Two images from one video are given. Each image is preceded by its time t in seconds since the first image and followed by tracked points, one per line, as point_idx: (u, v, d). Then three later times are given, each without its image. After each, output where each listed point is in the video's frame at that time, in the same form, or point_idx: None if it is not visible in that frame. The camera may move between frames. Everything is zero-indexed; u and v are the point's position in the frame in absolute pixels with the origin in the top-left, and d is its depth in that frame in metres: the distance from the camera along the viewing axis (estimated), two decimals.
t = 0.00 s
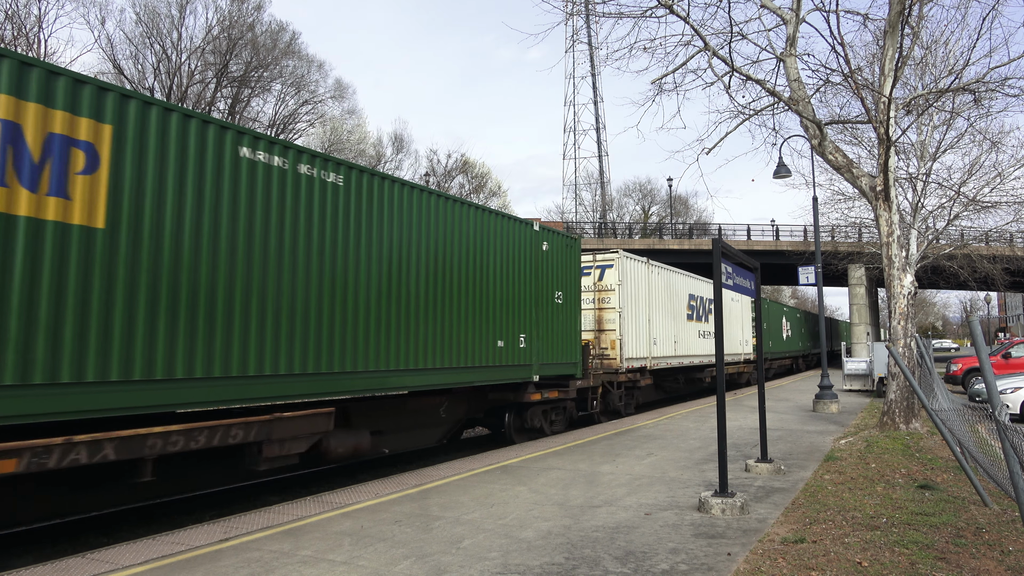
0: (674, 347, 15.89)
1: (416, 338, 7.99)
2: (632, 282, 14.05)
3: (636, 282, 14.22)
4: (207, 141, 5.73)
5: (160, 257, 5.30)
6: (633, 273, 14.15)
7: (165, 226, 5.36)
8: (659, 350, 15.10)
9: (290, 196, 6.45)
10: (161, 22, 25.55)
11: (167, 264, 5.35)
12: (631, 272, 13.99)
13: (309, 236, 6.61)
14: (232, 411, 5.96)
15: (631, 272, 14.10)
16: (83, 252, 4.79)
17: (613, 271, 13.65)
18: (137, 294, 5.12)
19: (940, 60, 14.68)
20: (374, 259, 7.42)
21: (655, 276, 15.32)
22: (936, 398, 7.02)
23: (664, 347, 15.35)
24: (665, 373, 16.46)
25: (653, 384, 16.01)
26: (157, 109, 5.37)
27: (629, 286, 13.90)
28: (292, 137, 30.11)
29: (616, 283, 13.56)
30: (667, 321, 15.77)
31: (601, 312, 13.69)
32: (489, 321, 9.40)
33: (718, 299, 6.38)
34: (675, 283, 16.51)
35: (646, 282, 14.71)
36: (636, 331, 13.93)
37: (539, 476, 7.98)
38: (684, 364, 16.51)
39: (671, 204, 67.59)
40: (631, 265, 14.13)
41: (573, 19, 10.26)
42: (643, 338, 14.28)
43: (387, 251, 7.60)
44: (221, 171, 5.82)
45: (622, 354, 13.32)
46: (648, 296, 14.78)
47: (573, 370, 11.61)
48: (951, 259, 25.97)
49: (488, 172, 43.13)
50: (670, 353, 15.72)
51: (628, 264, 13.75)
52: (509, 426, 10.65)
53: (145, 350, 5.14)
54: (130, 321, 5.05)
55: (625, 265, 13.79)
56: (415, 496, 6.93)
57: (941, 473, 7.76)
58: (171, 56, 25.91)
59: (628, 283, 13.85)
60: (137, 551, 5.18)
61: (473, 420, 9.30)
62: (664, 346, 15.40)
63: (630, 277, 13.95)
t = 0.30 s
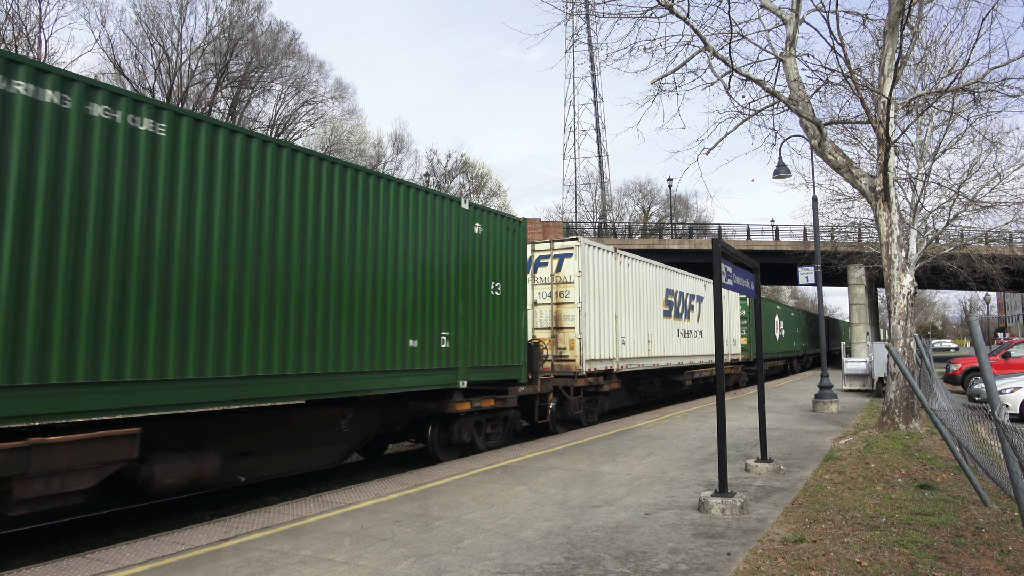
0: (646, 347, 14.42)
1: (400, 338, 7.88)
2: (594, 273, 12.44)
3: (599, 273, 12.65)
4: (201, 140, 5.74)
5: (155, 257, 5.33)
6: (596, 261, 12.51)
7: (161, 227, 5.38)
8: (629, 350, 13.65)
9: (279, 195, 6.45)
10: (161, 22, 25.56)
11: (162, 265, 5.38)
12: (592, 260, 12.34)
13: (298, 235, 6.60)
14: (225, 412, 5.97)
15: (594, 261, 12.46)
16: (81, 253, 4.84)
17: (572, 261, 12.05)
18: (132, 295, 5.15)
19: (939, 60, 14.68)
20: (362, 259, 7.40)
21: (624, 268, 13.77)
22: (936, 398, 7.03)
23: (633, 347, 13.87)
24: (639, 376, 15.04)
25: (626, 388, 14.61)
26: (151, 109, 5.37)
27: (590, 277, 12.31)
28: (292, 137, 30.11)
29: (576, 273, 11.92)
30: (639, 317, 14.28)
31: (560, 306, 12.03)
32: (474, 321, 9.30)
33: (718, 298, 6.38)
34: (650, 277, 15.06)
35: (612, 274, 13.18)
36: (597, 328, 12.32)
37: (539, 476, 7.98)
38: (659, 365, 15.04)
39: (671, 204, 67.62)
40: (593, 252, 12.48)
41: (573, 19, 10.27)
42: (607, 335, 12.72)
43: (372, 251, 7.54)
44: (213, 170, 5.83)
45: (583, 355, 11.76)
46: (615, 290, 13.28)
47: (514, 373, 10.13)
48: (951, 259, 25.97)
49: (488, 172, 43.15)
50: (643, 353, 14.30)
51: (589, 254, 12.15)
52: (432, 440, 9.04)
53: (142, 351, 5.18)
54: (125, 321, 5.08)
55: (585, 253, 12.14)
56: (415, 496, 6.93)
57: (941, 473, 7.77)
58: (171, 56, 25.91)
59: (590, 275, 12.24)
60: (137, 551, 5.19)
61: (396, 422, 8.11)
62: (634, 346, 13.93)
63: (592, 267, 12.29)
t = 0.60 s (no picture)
0: (611, 348, 12.92)
1: (397, 340, 7.70)
2: (545, 263, 10.84)
3: (551, 263, 11.05)
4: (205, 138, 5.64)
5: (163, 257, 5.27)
6: (546, 249, 10.89)
7: (166, 226, 5.31)
8: (590, 351, 12.10)
9: (280, 194, 6.35)
10: (161, 22, 25.56)
11: (168, 265, 5.32)
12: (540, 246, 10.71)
13: (298, 235, 6.50)
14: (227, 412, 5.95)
15: (544, 248, 10.87)
16: (87, 255, 4.75)
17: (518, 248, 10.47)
18: (121, 296, 4.96)
19: (940, 60, 14.67)
20: (362, 258, 7.29)
21: (585, 259, 12.21)
22: (936, 398, 7.02)
23: (596, 347, 12.33)
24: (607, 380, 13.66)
25: (592, 393, 13.23)
26: (155, 109, 5.27)
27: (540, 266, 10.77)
28: (292, 137, 30.10)
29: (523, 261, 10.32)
30: (604, 315, 12.74)
31: (503, 301, 10.49)
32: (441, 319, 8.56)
33: (718, 298, 6.38)
34: (620, 270, 13.59)
35: (569, 265, 11.64)
36: (545, 326, 10.67)
37: (539, 476, 7.98)
38: (628, 368, 13.56)
39: (671, 203, 67.63)
40: (542, 239, 10.86)
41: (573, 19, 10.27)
42: (559, 334, 11.10)
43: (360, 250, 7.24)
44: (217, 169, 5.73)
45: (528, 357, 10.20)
46: (573, 283, 11.73)
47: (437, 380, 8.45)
48: (951, 259, 25.97)
49: (488, 172, 43.17)
50: (608, 354, 12.81)
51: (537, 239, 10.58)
52: (317, 463, 7.25)
53: (150, 353, 5.12)
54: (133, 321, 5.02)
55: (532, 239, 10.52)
56: (415, 497, 6.92)
57: (941, 473, 7.76)
58: (171, 56, 25.90)
59: (538, 264, 10.62)
60: (137, 551, 5.18)
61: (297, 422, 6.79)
62: (597, 347, 12.40)
63: (539, 255, 10.66)
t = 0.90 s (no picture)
0: (562, 346, 11.46)
1: (258, 338, 6.27)
2: (474, 246, 9.27)
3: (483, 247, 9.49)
4: (183, 134, 5.66)
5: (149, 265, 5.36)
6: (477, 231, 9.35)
7: (162, 224, 5.46)
8: (535, 351, 10.62)
9: (260, 192, 6.39)
10: (161, 22, 25.56)
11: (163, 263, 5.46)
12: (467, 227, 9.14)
13: (272, 231, 6.49)
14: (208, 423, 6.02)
15: (474, 230, 9.31)
16: (98, 252, 4.99)
17: (443, 231, 8.95)
18: (127, 294, 5.17)
19: (940, 60, 14.67)
20: (248, 243, 6.23)
21: (529, 245, 10.71)
22: (936, 398, 7.02)
23: (541, 346, 10.82)
24: (566, 385, 12.44)
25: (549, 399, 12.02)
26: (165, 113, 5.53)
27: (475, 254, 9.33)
28: (292, 137, 30.09)
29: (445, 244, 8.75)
30: (553, 310, 11.24)
31: (426, 293, 9.00)
32: (318, 312, 6.99)
33: (718, 298, 6.38)
34: (575, 260, 12.18)
35: (509, 252, 10.13)
36: (474, 320, 9.16)
37: (539, 476, 7.98)
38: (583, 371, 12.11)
39: (671, 203, 67.67)
40: (473, 218, 9.31)
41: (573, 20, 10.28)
42: (493, 331, 9.60)
43: (236, 235, 6.10)
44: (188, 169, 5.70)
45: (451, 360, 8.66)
46: (512, 272, 10.15)
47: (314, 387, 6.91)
48: (951, 259, 25.97)
49: (488, 172, 43.19)
50: (559, 354, 11.34)
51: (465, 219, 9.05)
52: (136, 495, 5.67)
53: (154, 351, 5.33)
54: (117, 324, 5.09)
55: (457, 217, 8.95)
56: (415, 497, 6.93)
57: (941, 473, 7.76)
58: (171, 56, 25.89)
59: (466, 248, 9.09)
60: (137, 551, 5.18)
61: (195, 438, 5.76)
62: (545, 346, 10.93)
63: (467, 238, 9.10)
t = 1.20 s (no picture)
0: (498, 346, 9.77)
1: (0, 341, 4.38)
2: (373, 222, 7.57)
3: (387, 223, 7.76)
4: (25, 91, 4.63)
5: (76, 257, 4.85)
6: (378, 202, 7.65)
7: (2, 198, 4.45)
8: (461, 352, 8.91)
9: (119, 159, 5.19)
10: (160, 22, 25.56)
11: None
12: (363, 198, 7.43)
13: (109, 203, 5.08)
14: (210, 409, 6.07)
15: (375, 201, 7.62)
16: None
17: (334, 201, 7.27)
18: None
19: (940, 60, 14.67)
20: None
21: (453, 227, 8.98)
22: (936, 398, 7.03)
23: (468, 347, 9.09)
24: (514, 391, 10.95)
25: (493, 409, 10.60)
26: (33, 75, 4.68)
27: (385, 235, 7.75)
28: (292, 137, 30.09)
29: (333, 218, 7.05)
30: (485, 304, 9.55)
31: (313, 280, 7.28)
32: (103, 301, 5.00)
33: (718, 298, 6.39)
34: (520, 247, 10.56)
35: (427, 232, 8.45)
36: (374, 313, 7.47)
37: (539, 476, 7.98)
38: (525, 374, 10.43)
39: (671, 203, 67.70)
40: (373, 187, 7.61)
41: (573, 20, 10.28)
42: (402, 327, 7.89)
43: None
44: (55, 129, 4.79)
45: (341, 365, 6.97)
46: (426, 257, 8.40)
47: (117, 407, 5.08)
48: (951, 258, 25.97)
49: (488, 172, 43.19)
50: (494, 355, 9.65)
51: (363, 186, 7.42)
52: None
53: None
54: None
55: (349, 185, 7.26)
56: (415, 497, 6.93)
57: (941, 473, 7.76)
58: (171, 56, 25.89)
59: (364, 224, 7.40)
60: (137, 551, 5.18)
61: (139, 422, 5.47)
62: (475, 346, 9.24)
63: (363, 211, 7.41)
